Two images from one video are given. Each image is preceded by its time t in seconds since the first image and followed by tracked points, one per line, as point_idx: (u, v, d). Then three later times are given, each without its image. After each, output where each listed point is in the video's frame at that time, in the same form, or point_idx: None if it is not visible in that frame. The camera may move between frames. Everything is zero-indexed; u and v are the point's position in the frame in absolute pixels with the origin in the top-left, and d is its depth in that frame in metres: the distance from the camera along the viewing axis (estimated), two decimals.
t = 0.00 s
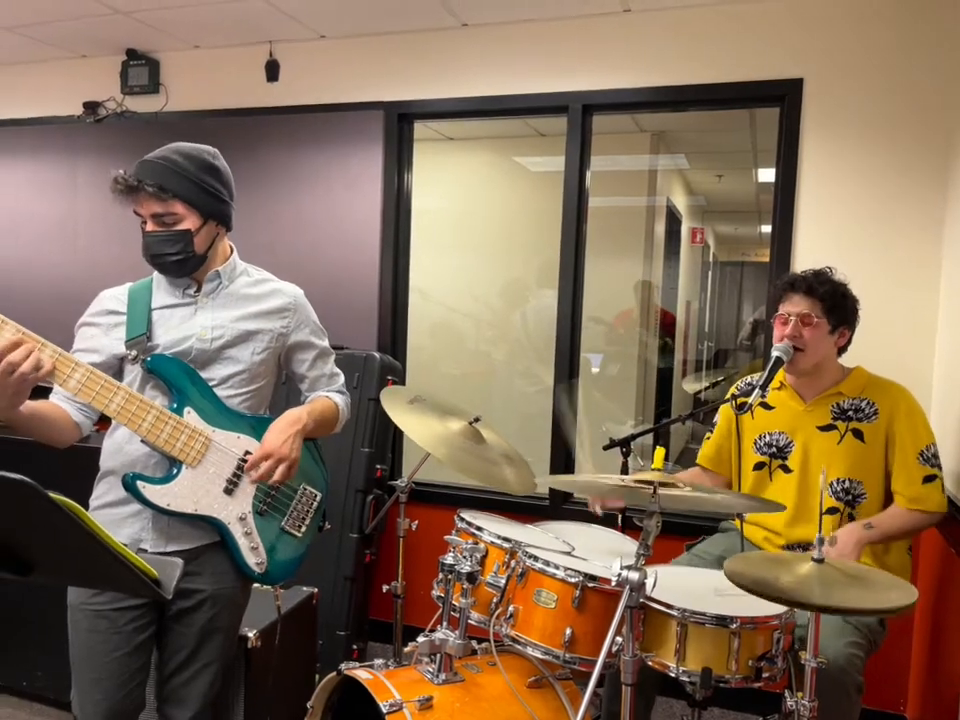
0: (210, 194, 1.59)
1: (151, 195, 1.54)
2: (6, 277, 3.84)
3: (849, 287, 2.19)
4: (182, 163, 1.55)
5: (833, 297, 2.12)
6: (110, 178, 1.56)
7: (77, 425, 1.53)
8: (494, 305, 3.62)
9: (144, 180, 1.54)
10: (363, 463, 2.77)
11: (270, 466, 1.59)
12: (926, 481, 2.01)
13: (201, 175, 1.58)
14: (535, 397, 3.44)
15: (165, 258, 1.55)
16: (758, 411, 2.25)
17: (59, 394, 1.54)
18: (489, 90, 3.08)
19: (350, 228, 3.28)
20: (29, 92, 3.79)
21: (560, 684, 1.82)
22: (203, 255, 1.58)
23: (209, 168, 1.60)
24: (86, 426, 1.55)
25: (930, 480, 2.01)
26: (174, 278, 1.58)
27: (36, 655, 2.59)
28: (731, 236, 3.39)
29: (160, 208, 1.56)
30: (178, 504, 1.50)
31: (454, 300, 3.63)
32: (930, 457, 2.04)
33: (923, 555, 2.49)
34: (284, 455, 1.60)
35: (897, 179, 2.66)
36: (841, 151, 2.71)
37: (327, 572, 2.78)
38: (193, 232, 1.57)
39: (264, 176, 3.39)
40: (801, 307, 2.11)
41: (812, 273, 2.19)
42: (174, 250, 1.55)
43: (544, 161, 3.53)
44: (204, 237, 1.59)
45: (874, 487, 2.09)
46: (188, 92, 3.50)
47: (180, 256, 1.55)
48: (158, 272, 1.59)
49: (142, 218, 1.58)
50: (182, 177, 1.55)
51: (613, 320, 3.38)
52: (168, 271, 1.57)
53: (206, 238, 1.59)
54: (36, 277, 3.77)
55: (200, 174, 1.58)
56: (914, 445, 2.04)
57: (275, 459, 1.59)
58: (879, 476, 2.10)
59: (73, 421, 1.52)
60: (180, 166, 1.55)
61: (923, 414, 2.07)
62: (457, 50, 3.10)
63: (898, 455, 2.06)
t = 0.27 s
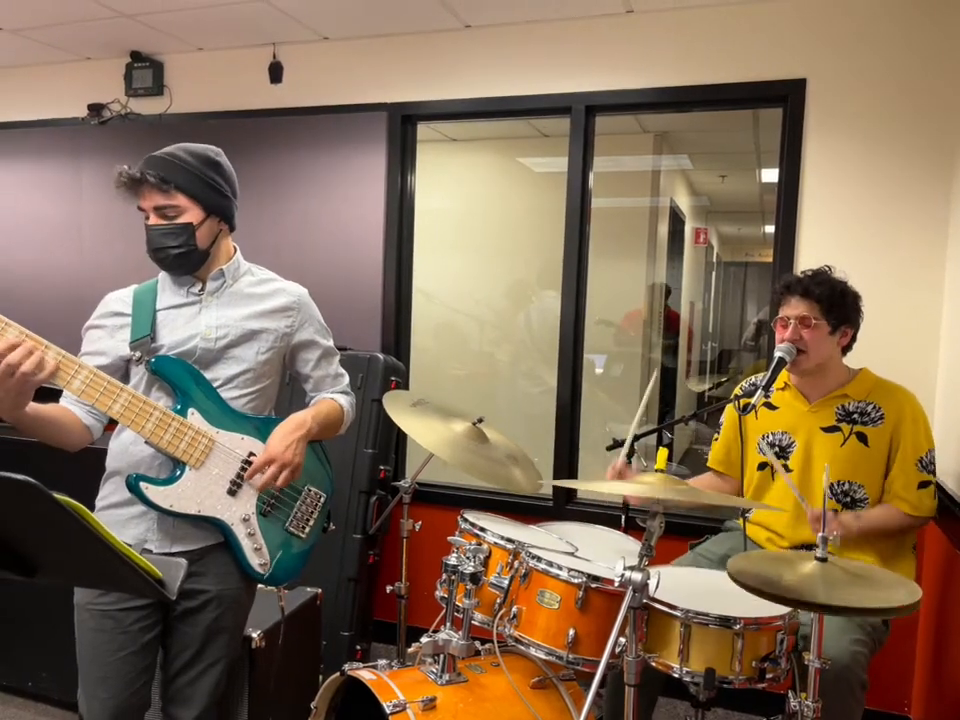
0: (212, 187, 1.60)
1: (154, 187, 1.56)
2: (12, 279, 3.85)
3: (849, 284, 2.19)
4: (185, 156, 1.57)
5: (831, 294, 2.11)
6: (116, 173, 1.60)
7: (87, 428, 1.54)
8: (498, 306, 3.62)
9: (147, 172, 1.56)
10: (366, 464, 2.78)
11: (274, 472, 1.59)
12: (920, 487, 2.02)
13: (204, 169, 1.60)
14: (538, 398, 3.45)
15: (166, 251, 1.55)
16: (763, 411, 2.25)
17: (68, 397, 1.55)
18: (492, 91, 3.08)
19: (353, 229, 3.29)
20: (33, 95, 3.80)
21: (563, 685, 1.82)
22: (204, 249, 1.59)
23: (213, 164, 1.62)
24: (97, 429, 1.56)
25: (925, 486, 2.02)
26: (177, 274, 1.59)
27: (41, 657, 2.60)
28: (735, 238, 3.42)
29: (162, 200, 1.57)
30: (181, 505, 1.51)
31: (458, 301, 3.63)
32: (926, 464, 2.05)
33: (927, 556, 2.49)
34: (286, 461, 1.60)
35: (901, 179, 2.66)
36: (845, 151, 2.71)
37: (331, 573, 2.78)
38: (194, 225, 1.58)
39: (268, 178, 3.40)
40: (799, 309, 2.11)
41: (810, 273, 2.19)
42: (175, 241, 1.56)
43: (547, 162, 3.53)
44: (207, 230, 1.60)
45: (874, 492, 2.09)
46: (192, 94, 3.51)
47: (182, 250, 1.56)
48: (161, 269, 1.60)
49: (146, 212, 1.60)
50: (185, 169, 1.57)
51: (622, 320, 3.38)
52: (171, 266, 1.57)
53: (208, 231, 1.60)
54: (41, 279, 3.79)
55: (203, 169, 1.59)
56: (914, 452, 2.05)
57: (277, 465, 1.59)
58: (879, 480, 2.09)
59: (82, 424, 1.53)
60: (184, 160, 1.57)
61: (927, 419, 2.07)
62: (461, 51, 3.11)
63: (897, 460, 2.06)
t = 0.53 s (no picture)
0: (216, 187, 1.60)
1: (159, 186, 1.57)
2: (17, 280, 3.87)
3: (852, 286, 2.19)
4: (191, 157, 1.57)
5: (836, 296, 2.12)
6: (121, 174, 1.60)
7: (89, 429, 1.54)
8: (501, 307, 3.62)
9: (151, 172, 1.56)
10: (370, 465, 2.78)
11: (279, 466, 1.60)
12: (927, 483, 2.01)
13: (210, 170, 1.60)
14: (542, 398, 3.45)
15: (170, 250, 1.56)
16: (766, 412, 2.25)
17: (73, 398, 1.55)
18: (495, 92, 3.08)
19: (357, 230, 3.29)
20: (38, 97, 3.82)
21: (567, 685, 1.82)
22: (209, 249, 1.59)
23: (219, 165, 1.62)
24: (99, 431, 1.56)
25: (932, 482, 2.02)
26: (181, 273, 1.59)
27: (46, 657, 2.61)
28: (737, 235, 3.31)
29: (167, 199, 1.57)
30: (184, 506, 1.51)
31: (461, 302, 3.64)
32: (932, 459, 2.04)
33: (931, 557, 2.48)
34: (292, 454, 1.61)
35: (905, 180, 2.65)
36: (849, 152, 2.70)
37: (335, 574, 2.79)
38: (199, 225, 1.58)
39: (272, 179, 3.40)
40: (803, 310, 2.10)
41: (814, 273, 2.19)
42: (180, 241, 1.56)
43: (550, 162, 3.52)
44: (211, 230, 1.60)
45: (880, 489, 2.09)
46: (196, 96, 3.52)
47: (186, 249, 1.56)
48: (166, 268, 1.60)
49: (151, 212, 1.60)
50: (190, 169, 1.57)
51: (626, 321, 3.40)
52: (174, 265, 1.57)
53: (212, 231, 1.60)
54: (46, 281, 3.80)
55: (209, 169, 1.60)
56: (919, 448, 2.04)
57: (283, 458, 1.60)
58: (884, 477, 2.09)
59: (85, 424, 1.53)
60: (190, 160, 1.57)
61: (931, 414, 2.06)
62: (464, 52, 3.11)
63: (903, 457, 2.05)
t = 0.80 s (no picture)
0: (226, 186, 1.60)
1: (169, 183, 1.57)
2: (23, 282, 3.88)
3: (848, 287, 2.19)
4: (201, 156, 1.58)
5: (836, 296, 2.11)
6: (132, 170, 1.61)
7: (77, 423, 1.54)
8: (506, 307, 3.62)
9: (162, 168, 1.57)
10: (375, 465, 2.79)
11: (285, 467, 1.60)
12: (933, 476, 2.00)
13: (220, 169, 1.61)
14: (547, 399, 3.45)
15: (178, 247, 1.56)
16: (768, 415, 2.25)
17: (65, 392, 1.56)
18: (500, 92, 3.08)
19: (362, 231, 3.30)
20: (44, 99, 3.83)
21: (572, 686, 1.82)
22: (216, 248, 1.60)
23: (230, 165, 1.63)
24: (88, 427, 1.56)
25: (938, 475, 2.00)
26: (187, 271, 1.60)
27: (53, 657, 2.62)
28: (743, 236, 3.40)
29: (177, 197, 1.58)
30: (189, 508, 1.52)
31: (467, 303, 3.64)
32: (937, 452, 2.03)
33: (937, 558, 2.48)
34: (299, 456, 1.61)
35: (911, 180, 2.64)
36: (854, 152, 2.70)
37: (340, 574, 2.79)
38: (207, 224, 1.58)
39: (277, 180, 3.41)
40: (805, 309, 2.10)
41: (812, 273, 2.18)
42: (187, 238, 1.57)
43: (556, 163, 3.52)
44: (219, 230, 1.60)
45: (886, 485, 2.07)
46: (202, 97, 3.53)
47: (193, 247, 1.57)
48: (173, 266, 1.61)
49: (160, 209, 1.61)
50: (200, 168, 1.58)
51: (631, 321, 3.38)
52: (181, 263, 1.58)
53: (220, 231, 1.60)
54: (52, 282, 3.81)
55: (219, 169, 1.60)
56: (923, 442, 2.03)
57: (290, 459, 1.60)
58: (889, 473, 2.08)
59: (72, 420, 1.53)
60: (200, 159, 1.58)
61: (931, 406, 2.06)
62: (468, 53, 3.11)
63: (907, 452, 2.05)
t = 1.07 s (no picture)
0: (232, 190, 1.61)
1: (175, 187, 1.58)
2: (31, 282, 3.90)
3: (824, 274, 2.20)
4: (208, 159, 1.59)
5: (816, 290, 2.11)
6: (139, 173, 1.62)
7: (74, 419, 1.54)
8: (512, 307, 3.62)
9: (168, 171, 1.57)
10: (381, 465, 2.79)
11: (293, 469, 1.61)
12: (946, 481, 1.99)
13: (226, 173, 1.61)
14: (553, 399, 3.45)
15: (183, 251, 1.57)
16: (776, 412, 2.24)
17: (65, 387, 1.56)
18: (505, 93, 3.09)
19: (368, 231, 3.30)
20: (51, 100, 3.85)
21: (578, 687, 1.82)
22: (222, 252, 1.60)
23: (236, 168, 1.63)
24: (83, 424, 1.56)
25: (951, 480, 1.99)
26: (193, 274, 1.60)
27: (60, 656, 2.63)
28: (750, 237, 3.55)
29: (183, 200, 1.58)
30: (200, 508, 1.52)
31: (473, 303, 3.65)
32: (949, 457, 2.02)
33: (945, 559, 2.47)
34: (305, 461, 1.62)
35: (918, 179, 2.64)
36: (861, 152, 2.69)
37: (345, 574, 2.80)
38: (212, 227, 1.59)
39: (283, 181, 3.42)
40: (794, 312, 2.10)
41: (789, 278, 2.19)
42: (193, 241, 1.57)
43: (563, 163, 3.51)
44: (224, 234, 1.61)
45: (893, 488, 2.07)
46: (208, 98, 3.54)
47: (198, 251, 1.57)
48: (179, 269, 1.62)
49: (166, 212, 1.61)
50: (207, 172, 1.58)
51: (631, 327, 3.38)
52: (185, 265, 1.59)
53: (225, 234, 1.61)
54: (59, 282, 3.83)
55: (226, 172, 1.61)
56: (935, 446, 2.02)
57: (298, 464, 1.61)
58: (899, 477, 2.08)
59: (69, 414, 1.53)
60: (206, 163, 1.59)
61: (942, 412, 2.05)
62: (474, 53, 3.12)
63: (919, 455, 2.03)
